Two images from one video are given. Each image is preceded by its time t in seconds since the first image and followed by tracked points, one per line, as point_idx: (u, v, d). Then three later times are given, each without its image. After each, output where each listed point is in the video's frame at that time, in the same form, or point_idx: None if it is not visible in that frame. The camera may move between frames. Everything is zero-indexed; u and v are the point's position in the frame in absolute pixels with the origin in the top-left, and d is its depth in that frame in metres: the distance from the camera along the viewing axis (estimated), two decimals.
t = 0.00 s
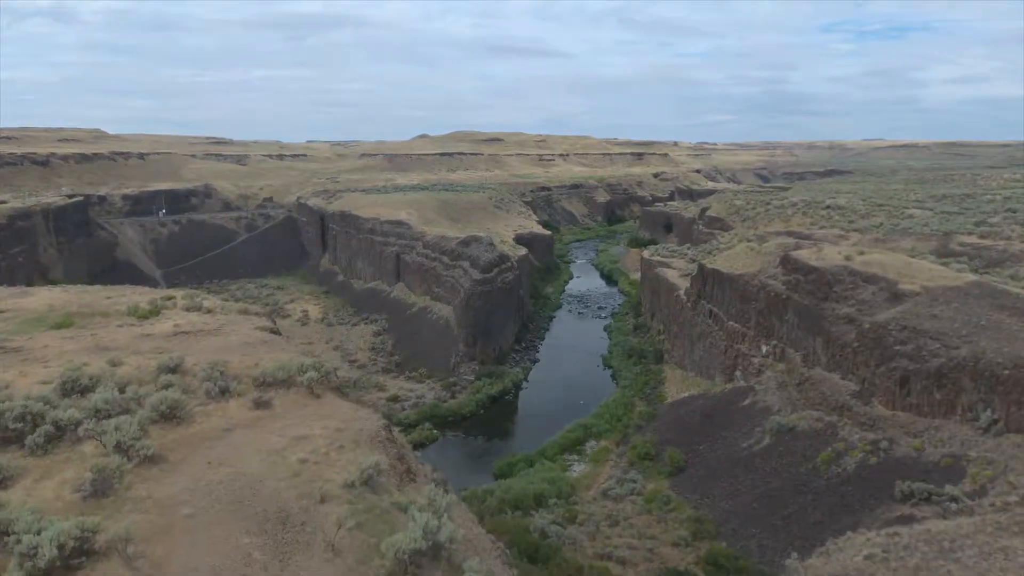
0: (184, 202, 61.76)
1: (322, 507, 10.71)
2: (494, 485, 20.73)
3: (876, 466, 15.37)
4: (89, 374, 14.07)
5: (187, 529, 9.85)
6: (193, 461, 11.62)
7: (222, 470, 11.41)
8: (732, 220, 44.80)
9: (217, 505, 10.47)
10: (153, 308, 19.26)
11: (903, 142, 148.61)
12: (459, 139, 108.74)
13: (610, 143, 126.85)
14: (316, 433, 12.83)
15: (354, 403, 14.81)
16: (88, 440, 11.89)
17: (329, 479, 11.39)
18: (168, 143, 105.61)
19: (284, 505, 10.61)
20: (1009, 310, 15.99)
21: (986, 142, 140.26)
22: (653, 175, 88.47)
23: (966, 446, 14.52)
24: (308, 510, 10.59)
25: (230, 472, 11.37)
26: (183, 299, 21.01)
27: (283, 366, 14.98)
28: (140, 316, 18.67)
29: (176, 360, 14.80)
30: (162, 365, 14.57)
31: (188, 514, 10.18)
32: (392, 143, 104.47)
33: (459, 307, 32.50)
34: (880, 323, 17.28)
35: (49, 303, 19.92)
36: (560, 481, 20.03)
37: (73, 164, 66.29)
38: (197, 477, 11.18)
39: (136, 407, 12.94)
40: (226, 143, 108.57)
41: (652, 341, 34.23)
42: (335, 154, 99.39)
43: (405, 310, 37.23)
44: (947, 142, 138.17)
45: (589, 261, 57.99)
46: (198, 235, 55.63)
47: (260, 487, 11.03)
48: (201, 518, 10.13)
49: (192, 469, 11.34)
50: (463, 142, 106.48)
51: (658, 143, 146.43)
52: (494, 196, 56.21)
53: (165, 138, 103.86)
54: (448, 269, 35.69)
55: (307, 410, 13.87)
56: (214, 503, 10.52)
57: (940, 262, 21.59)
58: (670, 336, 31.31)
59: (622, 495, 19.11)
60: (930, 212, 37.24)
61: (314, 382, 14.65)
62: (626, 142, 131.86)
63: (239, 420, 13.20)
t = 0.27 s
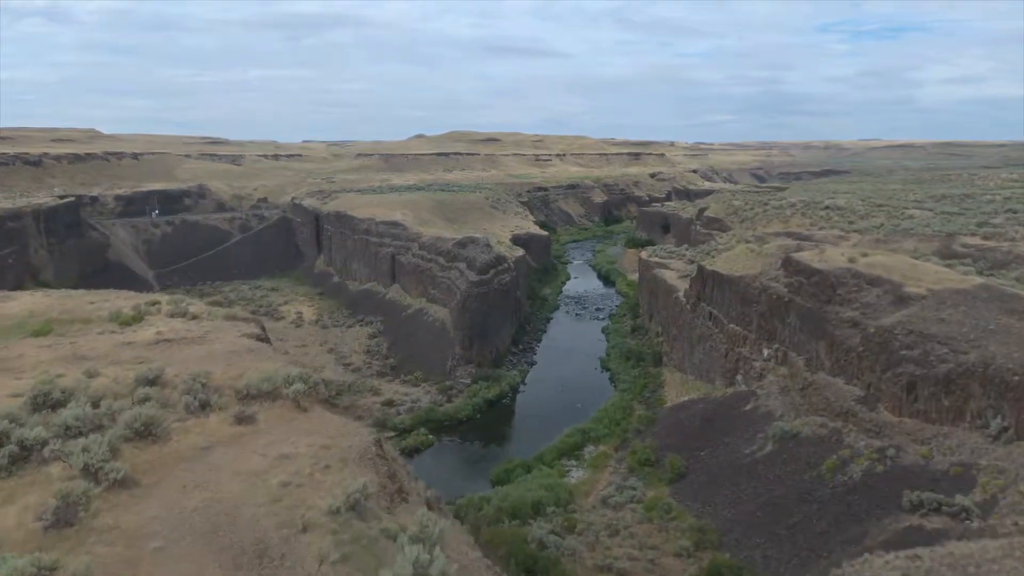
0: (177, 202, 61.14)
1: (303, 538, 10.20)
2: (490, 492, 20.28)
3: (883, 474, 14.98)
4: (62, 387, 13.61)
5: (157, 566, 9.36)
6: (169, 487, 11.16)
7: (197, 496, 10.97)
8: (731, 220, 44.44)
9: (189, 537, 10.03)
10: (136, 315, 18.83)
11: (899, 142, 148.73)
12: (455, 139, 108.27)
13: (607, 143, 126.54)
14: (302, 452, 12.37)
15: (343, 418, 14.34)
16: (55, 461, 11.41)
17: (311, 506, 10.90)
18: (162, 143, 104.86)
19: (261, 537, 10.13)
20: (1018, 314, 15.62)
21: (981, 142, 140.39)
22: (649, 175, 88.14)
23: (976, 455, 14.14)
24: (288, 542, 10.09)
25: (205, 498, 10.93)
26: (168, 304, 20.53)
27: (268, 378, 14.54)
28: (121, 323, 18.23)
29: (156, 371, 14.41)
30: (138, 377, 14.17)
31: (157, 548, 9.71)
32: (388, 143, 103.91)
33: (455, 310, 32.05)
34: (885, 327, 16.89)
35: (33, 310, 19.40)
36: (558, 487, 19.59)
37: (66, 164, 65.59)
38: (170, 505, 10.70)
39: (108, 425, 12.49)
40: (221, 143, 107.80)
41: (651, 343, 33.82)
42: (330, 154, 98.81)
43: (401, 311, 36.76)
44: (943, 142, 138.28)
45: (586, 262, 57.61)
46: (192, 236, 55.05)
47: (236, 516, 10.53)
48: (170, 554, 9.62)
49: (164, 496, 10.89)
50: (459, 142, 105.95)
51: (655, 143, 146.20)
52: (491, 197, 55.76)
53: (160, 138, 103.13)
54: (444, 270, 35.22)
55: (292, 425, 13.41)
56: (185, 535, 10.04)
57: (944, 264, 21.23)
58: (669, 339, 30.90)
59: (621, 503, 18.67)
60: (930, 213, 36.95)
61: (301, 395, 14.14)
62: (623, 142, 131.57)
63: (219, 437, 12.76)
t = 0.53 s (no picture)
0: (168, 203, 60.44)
1: (281, 573, 9.73)
2: (485, 500, 19.82)
3: (889, 482, 14.60)
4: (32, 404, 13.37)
5: None
6: (137, 513, 10.85)
7: (167, 523, 10.61)
8: (727, 220, 44.11)
9: (156, 572, 9.56)
10: (115, 323, 18.57)
11: (892, 142, 149.00)
12: (449, 139, 107.70)
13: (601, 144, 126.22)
14: (283, 476, 11.97)
15: (328, 438, 13.91)
16: (14, 487, 11.03)
17: (292, 537, 10.46)
18: (154, 143, 103.91)
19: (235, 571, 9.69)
20: None
21: (973, 141, 140.78)
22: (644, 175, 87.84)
23: (985, 462, 13.78)
24: None
25: (178, 527, 10.53)
26: (150, 312, 20.14)
27: (249, 391, 14.49)
28: (99, 331, 17.96)
29: (129, 386, 14.27)
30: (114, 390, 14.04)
31: None
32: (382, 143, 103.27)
33: (450, 312, 31.57)
34: (889, 331, 16.53)
35: (15, 318, 18.91)
36: (555, 495, 19.16)
37: (55, 165, 64.78)
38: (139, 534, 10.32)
39: (77, 443, 12.31)
40: (214, 143, 106.98)
41: (648, 345, 33.43)
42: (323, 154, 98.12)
43: (395, 314, 36.26)
44: (935, 142, 138.60)
45: (582, 262, 57.20)
46: (183, 237, 54.39)
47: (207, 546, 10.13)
48: None
49: (132, 524, 10.54)
50: (454, 142, 105.42)
51: (649, 143, 146.00)
52: (485, 197, 55.32)
53: (151, 138, 102.16)
54: (438, 272, 34.75)
55: (271, 443, 13.31)
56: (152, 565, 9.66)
57: (946, 265, 20.90)
58: (666, 341, 30.52)
59: (620, 511, 18.22)
60: (928, 213, 36.71)
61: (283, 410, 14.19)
62: (618, 142, 131.29)
63: (194, 456, 12.59)
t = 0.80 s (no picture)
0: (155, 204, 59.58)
1: None
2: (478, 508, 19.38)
3: (891, 490, 14.27)
4: None
5: None
6: (98, 546, 10.48)
7: (130, 559, 10.22)
8: (721, 221, 43.87)
9: None
10: (88, 331, 18.18)
11: (881, 142, 149.68)
12: (440, 139, 107.13)
13: (593, 144, 125.99)
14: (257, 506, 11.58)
15: (307, 461, 13.49)
16: None
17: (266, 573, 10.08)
18: (141, 143, 102.68)
19: None
20: None
21: (961, 142, 141.63)
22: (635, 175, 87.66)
23: (988, 470, 13.49)
24: None
25: (141, 561, 10.16)
26: (128, 319, 19.62)
27: (226, 407, 14.26)
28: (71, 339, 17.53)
29: (98, 402, 13.95)
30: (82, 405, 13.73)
31: None
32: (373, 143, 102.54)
33: (441, 314, 31.08)
34: (888, 334, 16.21)
35: None
36: (549, 503, 18.74)
37: (40, 165, 63.75)
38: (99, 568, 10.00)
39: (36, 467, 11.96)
40: (203, 143, 105.94)
41: (641, 347, 33.07)
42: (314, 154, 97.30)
43: (385, 316, 35.75)
44: (924, 142, 139.33)
45: (574, 263, 56.83)
46: (170, 238, 53.60)
47: None
48: None
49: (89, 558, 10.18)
50: (445, 142, 104.86)
51: (641, 143, 145.98)
52: (477, 197, 54.87)
53: (139, 138, 100.94)
54: (430, 273, 34.25)
55: (246, 463, 13.10)
56: None
57: (943, 267, 20.67)
58: (660, 343, 30.18)
59: (615, 520, 17.80)
60: (921, 213, 36.63)
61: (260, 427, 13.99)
62: (609, 142, 131.10)
63: (163, 480, 12.31)
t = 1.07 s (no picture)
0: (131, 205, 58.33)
1: None
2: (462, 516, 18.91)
3: (883, 495, 14.05)
4: None
5: None
6: None
7: None
8: (705, 220, 43.73)
9: None
10: (50, 343, 17.60)
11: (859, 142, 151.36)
12: (423, 139, 106.33)
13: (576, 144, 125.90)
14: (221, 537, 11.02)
15: (278, 483, 12.93)
16: None
17: None
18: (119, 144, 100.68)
19: None
20: (1018, 322, 14.89)
21: (937, 141, 143.62)
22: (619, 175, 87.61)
23: (981, 475, 13.31)
24: None
25: None
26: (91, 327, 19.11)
27: (190, 427, 13.67)
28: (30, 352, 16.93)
29: (52, 423, 13.37)
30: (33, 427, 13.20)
31: None
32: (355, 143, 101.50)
33: (425, 317, 30.54)
34: (878, 336, 15.99)
35: None
36: (535, 511, 18.31)
37: (12, 167, 62.13)
38: None
39: None
40: (182, 143, 104.23)
41: (627, 348, 32.78)
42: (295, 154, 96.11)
43: (367, 319, 35.14)
44: (901, 141, 141.08)
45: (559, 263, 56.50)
46: (146, 240, 52.46)
47: None
48: None
49: None
50: (428, 142, 104.09)
51: (624, 143, 146.21)
52: (460, 198, 54.36)
53: (116, 138, 98.99)
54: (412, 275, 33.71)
55: (211, 488, 12.48)
56: None
57: (931, 267, 20.54)
58: (646, 344, 29.91)
59: (603, 528, 17.42)
60: (903, 212, 36.76)
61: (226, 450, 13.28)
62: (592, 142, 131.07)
63: (118, 509, 11.68)
